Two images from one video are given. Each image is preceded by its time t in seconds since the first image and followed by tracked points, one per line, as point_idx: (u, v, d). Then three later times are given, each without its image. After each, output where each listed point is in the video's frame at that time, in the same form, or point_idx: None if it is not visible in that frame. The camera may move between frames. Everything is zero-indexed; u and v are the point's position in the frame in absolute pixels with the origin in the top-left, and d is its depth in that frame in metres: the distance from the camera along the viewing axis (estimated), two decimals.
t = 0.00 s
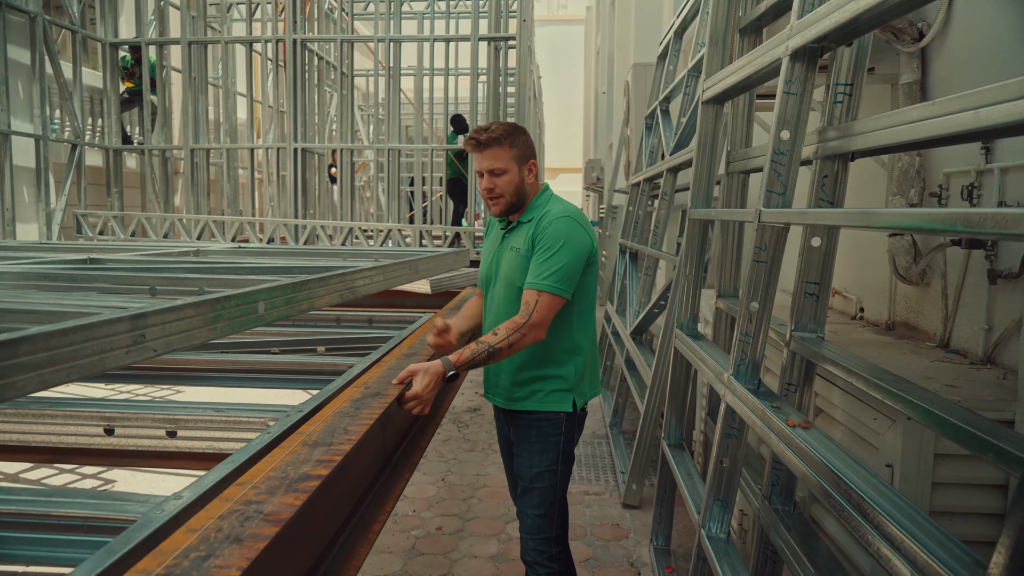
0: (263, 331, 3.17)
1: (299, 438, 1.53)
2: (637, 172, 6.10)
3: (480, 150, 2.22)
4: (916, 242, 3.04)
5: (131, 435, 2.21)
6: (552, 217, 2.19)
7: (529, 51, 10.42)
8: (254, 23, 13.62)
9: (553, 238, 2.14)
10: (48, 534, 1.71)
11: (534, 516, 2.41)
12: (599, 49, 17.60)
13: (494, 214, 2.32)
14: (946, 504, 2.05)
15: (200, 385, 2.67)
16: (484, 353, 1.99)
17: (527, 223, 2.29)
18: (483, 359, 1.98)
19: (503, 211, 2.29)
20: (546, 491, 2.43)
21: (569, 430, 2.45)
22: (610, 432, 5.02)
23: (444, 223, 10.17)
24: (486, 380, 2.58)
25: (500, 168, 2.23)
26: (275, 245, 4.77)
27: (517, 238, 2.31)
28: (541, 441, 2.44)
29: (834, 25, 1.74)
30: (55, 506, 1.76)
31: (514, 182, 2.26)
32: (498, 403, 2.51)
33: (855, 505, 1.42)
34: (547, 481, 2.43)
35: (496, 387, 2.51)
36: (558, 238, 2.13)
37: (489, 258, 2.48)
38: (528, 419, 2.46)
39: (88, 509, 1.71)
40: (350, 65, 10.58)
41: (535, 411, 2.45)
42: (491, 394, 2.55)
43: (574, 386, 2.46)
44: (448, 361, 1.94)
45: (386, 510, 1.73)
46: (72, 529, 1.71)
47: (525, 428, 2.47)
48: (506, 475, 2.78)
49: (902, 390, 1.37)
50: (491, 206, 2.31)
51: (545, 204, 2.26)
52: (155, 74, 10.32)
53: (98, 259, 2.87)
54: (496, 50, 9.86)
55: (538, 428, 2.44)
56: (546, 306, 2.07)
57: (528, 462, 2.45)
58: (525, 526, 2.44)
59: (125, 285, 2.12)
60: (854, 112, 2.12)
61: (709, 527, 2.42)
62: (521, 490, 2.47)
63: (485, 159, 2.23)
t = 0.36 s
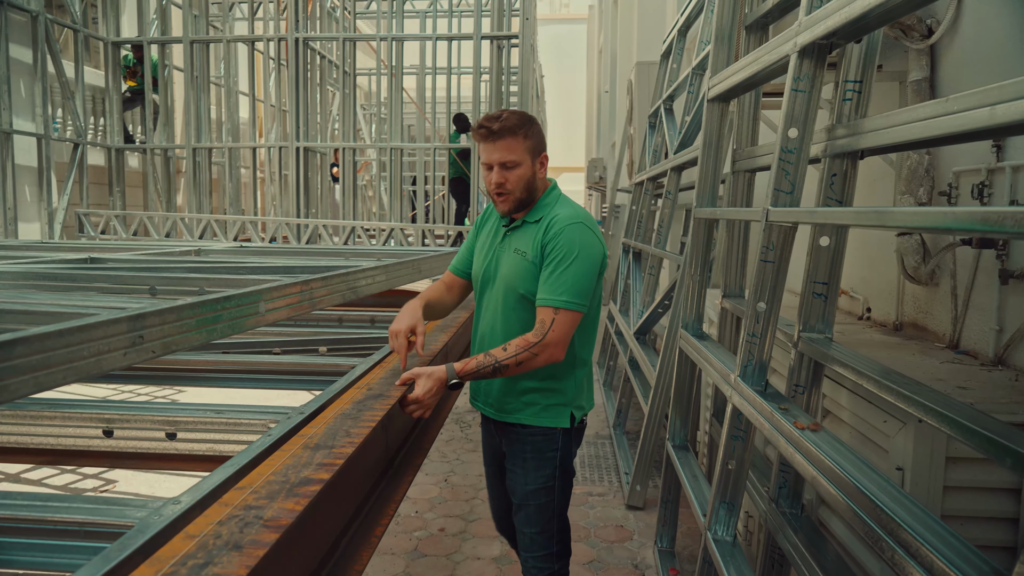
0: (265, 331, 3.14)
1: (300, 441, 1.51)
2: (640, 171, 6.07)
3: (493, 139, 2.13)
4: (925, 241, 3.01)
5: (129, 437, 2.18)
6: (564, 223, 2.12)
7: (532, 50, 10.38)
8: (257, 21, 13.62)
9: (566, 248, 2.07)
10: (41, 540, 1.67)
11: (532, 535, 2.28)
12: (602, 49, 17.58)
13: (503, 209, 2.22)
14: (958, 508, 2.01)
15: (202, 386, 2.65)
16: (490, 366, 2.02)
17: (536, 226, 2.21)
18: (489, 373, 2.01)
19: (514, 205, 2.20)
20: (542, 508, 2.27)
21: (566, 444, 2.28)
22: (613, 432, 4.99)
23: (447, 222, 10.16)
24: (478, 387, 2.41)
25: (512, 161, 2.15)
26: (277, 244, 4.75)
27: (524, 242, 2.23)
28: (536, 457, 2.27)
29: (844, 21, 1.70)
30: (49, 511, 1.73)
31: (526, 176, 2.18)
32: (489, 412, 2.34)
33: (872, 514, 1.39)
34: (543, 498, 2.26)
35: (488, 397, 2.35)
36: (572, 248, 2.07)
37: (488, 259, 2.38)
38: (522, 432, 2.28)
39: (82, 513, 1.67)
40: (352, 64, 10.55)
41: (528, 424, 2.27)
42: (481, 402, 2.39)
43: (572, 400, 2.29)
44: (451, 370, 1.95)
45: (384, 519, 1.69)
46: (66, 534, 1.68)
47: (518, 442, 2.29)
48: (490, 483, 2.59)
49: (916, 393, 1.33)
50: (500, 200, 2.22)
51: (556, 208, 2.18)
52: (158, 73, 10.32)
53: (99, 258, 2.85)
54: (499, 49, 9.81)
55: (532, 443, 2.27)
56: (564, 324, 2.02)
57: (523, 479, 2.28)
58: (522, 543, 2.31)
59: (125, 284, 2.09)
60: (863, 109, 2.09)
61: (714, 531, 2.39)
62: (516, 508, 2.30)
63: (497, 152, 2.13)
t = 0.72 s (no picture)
0: (272, 331, 3.13)
1: (307, 443, 1.48)
2: (649, 169, 6.03)
3: (511, 125, 2.11)
4: (941, 241, 2.96)
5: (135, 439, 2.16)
6: (579, 223, 2.08)
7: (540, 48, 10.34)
8: (264, 20, 13.64)
9: (581, 250, 2.03)
10: (44, 543, 1.67)
11: (538, 548, 2.24)
12: (610, 47, 17.52)
13: (516, 200, 2.17)
14: (977, 514, 1.97)
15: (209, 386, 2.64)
16: (496, 372, 2.00)
17: (549, 225, 2.16)
18: (495, 378, 2.00)
19: (528, 196, 2.16)
20: (549, 522, 2.24)
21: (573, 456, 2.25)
22: (622, 433, 4.96)
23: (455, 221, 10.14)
24: (479, 397, 2.36)
25: (530, 148, 2.13)
26: (284, 242, 4.74)
27: (536, 242, 2.18)
28: (542, 470, 2.22)
29: (862, 16, 1.64)
30: (54, 515, 1.73)
31: (543, 166, 2.16)
32: (492, 423, 2.30)
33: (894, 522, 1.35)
34: (550, 512, 2.23)
35: (490, 406, 2.31)
36: (588, 250, 2.03)
37: (492, 259, 2.32)
38: (529, 446, 2.23)
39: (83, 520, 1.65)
40: (360, 63, 10.52)
41: (534, 437, 2.23)
42: (483, 412, 2.35)
43: (581, 410, 2.26)
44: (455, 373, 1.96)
45: (391, 525, 1.66)
46: (70, 539, 1.68)
47: (524, 455, 2.24)
48: (471, 502, 2.50)
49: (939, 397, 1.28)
50: (512, 191, 2.17)
51: (571, 208, 2.14)
52: (166, 72, 10.35)
53: (106, 258, 2.85)
54: (507, 47, 9.78)
55: (538, 456, 2.22)
56: (576, 329, 1.98)
57: (529, 493, 2.24)
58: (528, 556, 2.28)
59: (131, 284, 2.08)
60: (879, 105, 2.04)
61: (727, 534, 2.36)
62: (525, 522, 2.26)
63: (516, 137, 2.11)
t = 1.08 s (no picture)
0: (284, 330, 3.12)
1: (318, 445, 1.47)
2: (663, 167, 5.98)
3: (510, 116, 2.09)
4: (965, 240, 2.90)
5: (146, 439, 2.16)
6: (581, 218, 2.04)
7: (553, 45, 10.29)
8: (277, 20, 13.69)
9: (585, 245, 1.99)
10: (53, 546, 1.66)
11: (544, 549, 2.21)
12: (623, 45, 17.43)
13: (511, 193, 2.13)
14: (1006, 522, 1.91)
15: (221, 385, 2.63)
16: (507, 371, 1.96)
17: (550, 221, 2.12)
18: (507, 379, 1.95)
19: (524, 189, 2.12)
20: (554, 524, 2.20)
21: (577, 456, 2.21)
22: (635, 433, 4.93)
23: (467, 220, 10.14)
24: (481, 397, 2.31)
25: (529, 140, 2.10)
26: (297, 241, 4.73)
27: (536, 238, 2.14)
28: (545, 470, 2.19)
29: (885, 10, 1.58)
30: (62, 517, 1.72)
31: (540, 159, 2.13)
32: (495, 423, 2.26)
33: (921, 530, 1.32)
34: (554, 512, 2.19)
35: (492, 406, 2.26)
36: (591, 245, 2.00)
37: (491, 257, 2.26)
38: (533, 446, 2.19)
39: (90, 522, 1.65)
40: (372, 61, 10.53)
41: (538, 437, 2.19)
42: (485, 412, 2.30)
43: (584, 409, 2.23)
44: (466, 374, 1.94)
45: (403, 528, 1.64)
46: (78, 542, 1.67)
47: (526, 456, 2.21)
48: (481, 504, 2.47)
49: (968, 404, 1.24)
50: (508, 183, 2.13)
51: (570, 204, 2.11)
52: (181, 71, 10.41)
53: (119, 256, 2.85)
54: (520, 45, 9.74)
55: (541, 456, 2.19)
56: (584, 327, 1.95)
57: (532, 493, 2.21)
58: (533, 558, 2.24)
59: (142, 283, 2.07)
60: (902, 101, 1.99)
61: (743, 538, 2.31)
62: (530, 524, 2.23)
63: (515, 127, 2.09)
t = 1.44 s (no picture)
0: (300, 331, 3.12)
1: (332, 449, 1.45)
2: (679, 167, 5.93)
3: (507, 113, 2.08)
4: (992, 241, 2.83)
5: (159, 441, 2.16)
6: (581, 213, 2.04)
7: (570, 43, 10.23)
8: (294, 20, 13.75)
9: (591, 239, 1.99)
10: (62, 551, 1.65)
11: (562, 549, 2.16)
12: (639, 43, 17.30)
13: (508, 190, 2.10)
14: None
15: (236, 386, 2.64)
16: (525, 370, 1.94)
17: (548, 218, 2.10)
18: (524, 378, 1.93)
19: (521, 186, 2.10)
20: (575, 521, 2.18)
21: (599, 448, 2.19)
22: (651, 435, 4.89)
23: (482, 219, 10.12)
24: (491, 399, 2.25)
25: (526, 137, 2.09)
26: (313, 241, 4.73)
27: (536, 237, 2.11)
28: (567, 465, 2.16)
29: (912, 7, 1.52)
30: (72, 522, 1.71)
31: (537, 156, 2.11)
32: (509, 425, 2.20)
33: (948, 542, 1.27)
34: (576, 508, 2.17)
35: (505, 409, 2.21)
36: (597, 238, 1.99)
37: (487, 260, 2.21)
38: (555, 442, 2.16)
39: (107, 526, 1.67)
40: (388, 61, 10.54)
41: (561, 432, 2.16)
42: (497, 416, 2.24)
43: (598, 400, 2.23)
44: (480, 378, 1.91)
45: (416, 533, 1.62)
46: (91, 547, 1.66)
47: (547, 451, 2.17)
48: (497, 504, 2.43)
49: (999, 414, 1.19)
50: (505, 181, 2.10)
51: (567, 199, 2.09)
52: (198, 72, 10.51)
53: (136, 256, 2.87)
54: (535, 44, 9.70)
55: (563, 451, 2.16)
56: (597, 318, 1.95)
57: (554, 490, 2.18)
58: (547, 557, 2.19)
59: (157, 284, 2.07)
60: (928, 99, 1.93)
61: (761, 544, 2.27)
62: (548, 523, 2.19)
63: (512, 125, 2.08)
